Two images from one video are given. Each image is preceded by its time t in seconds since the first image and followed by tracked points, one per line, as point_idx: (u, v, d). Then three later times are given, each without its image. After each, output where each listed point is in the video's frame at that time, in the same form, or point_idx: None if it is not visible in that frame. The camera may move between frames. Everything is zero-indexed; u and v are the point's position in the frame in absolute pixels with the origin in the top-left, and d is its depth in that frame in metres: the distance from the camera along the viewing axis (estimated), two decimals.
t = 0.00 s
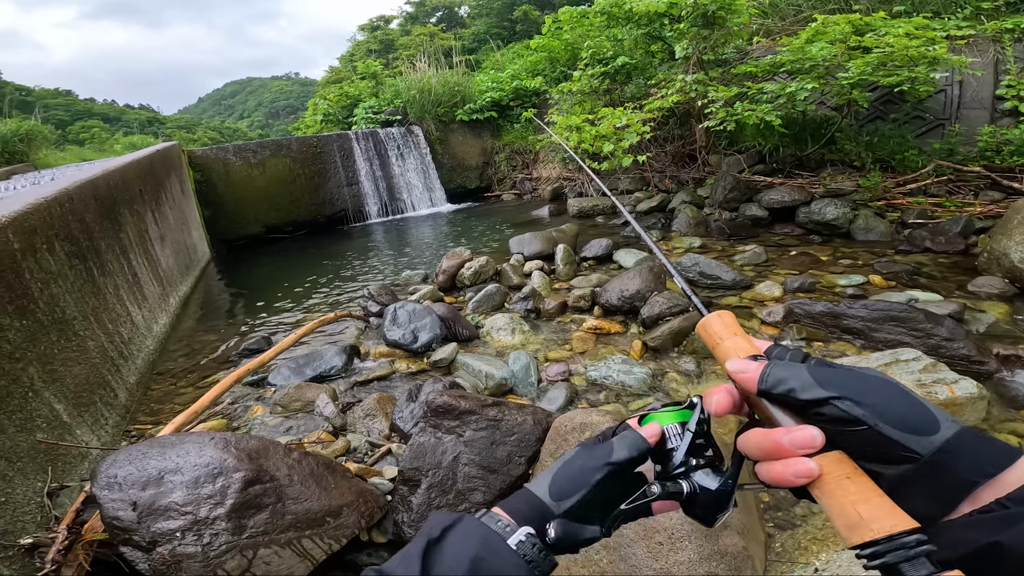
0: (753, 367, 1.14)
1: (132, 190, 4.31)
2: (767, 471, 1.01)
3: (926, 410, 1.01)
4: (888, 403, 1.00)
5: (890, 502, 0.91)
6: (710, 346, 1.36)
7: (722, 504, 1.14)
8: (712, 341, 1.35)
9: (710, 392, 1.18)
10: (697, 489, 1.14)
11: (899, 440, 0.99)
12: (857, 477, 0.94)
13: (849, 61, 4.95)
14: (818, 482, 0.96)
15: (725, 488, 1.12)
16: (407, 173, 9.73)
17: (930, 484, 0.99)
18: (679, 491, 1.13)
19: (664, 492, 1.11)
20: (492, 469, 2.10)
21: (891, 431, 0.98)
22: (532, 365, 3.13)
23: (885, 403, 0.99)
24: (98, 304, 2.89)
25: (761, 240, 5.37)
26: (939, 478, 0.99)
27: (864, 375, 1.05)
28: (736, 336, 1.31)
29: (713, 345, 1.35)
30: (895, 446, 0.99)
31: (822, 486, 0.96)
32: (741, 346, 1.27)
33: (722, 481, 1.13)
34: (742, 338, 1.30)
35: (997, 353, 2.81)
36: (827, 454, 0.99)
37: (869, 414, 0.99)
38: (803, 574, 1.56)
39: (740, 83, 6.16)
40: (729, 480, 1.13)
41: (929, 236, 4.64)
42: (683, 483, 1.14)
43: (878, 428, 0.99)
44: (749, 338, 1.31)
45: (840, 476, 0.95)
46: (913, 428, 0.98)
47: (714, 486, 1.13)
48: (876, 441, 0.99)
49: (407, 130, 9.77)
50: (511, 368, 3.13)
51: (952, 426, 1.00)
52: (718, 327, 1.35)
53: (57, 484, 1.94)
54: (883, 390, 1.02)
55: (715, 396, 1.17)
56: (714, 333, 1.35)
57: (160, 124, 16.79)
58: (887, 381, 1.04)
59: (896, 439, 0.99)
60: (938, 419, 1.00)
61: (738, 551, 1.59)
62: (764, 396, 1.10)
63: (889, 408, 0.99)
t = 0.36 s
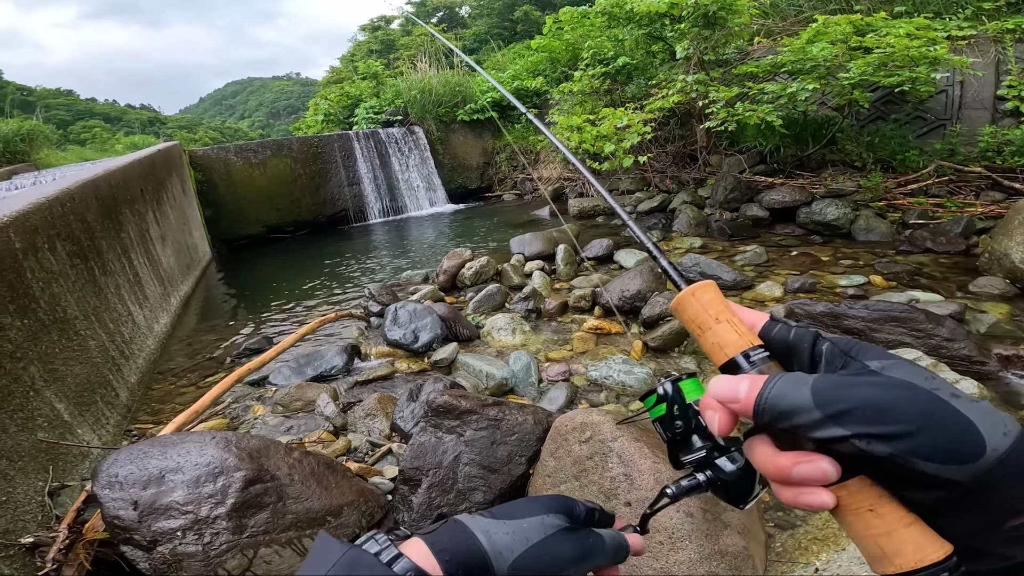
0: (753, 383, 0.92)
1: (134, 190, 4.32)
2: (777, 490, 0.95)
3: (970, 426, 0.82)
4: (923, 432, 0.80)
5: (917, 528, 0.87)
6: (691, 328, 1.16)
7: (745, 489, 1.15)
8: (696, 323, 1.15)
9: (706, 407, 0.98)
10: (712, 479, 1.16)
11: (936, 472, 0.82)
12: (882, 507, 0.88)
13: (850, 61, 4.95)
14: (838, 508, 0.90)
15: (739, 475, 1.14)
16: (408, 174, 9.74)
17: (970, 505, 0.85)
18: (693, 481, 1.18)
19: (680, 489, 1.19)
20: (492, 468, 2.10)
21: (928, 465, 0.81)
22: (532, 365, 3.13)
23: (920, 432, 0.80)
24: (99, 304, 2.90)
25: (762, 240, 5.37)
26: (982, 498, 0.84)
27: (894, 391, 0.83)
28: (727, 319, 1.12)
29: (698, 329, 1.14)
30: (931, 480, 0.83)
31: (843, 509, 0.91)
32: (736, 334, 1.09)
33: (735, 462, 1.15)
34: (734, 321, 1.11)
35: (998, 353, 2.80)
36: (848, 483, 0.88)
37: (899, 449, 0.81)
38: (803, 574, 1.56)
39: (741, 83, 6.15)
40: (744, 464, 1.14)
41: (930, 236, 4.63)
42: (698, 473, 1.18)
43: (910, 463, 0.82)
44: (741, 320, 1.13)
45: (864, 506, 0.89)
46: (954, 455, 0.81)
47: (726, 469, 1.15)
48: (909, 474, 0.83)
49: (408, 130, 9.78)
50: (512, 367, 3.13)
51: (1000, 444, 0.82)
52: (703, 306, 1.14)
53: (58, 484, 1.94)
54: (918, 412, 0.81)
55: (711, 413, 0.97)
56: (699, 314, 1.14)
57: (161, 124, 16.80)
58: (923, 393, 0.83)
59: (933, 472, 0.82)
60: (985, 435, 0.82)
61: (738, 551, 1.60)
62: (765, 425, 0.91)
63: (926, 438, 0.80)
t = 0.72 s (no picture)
0: (742, 433, 0.93)
1: (136, 190, 4.33)
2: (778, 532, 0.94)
3: (972, 464, 0.82)
4: (924, 474, 0.82)
5: (934, 564, 0.83)
6: (675, 374, 1.16)
7: (745, 529, 1.09)
8: (680, 368, 1.15)
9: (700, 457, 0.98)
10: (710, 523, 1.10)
11: (943, 512, 0.82)
12: (891, 547, 0.85)
13: (852, 62, 4.94)
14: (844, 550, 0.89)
15: (738, 517, 1.07)
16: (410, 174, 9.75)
17: (986, 541, 0.83)
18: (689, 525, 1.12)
19: (677, 536, 1.13)
20: (494, 469, 2.10)
21: (933, 506, 0.81)
22: (534, 365, 3.13)
23: (918, 476, 0.82)
24: (102, 304, 2.90)
25: (764, 241, 5.36)
26: (997, 534, 0.83)
27: (888, 437, 0.84)
28: (710, 363, 1.12)
29: (682, 375, 1.14)
30: (937, 520, 0.82)
31: (849, 550, 0.89)
32: (721, 380, 1.09)
33: (731, 505, 1.07)
34: (718, 365, 1.12)
35: (1000, 354, 2.80)
36: (852, 525, 0.87)
37: (901, 492, 0.82)
38: (805, 575, 1.56)
39: (743, 83, 6.13)
40: (740, 506, 1.07)
41: (932, 236, 4.62)
42: (692, 518, 1.11)
43: (913, 506, 0.82)
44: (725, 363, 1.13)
45: (872, 547, 0.87)
46: (958, 495, 0.81)
47: (722, 512, 1.07)
48: (916, 515, 0.82)
49: (409, 130, 9.79)
50: (513, 368, 3.13)
51: (1008, 480, 0.82)
52: (685, 351, 1.15)
53: (60, 483, 1.94)
54: (914, 457, 0.82)
55: (704, 465, 0.98)
56: (681, 359, 1.15)
57: (163, 124, 16.81)
58: (917, 437, 0.84)
59: (940, 513, 0.82)
60: (989, 471, 0.83)
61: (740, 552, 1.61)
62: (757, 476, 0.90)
63: (927, 482, 0.81)
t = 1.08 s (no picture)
0: (731, 470, 0.83)
1: (137, 190, 4.34)
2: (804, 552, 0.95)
3: None
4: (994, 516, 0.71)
5: None
6: (626, 373, 0.99)
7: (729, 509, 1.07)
8: (634, 367, 0.97)
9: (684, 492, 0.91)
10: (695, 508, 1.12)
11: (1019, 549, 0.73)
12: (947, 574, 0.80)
13: (854, 62, 4.93)
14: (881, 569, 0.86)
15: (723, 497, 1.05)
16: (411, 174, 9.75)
17: None
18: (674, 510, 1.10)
19: (662, 522, 1.13)
20: (494, 469, 2.10)
21: (1007, 548, 0.73)
22: (534, 365, 3.13)
23: (986, 522, 0.71)
24: (103, 304, 2.91)
25: (765, 241, 5.36)
26: None
27: (948, 477, 0.73)
28: (669, 359, 0.96)
29: (637, 375, 0.98)
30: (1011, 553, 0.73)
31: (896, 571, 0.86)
32: (689, 375, 0.96)
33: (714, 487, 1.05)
34: (681, 357, 0.96)
35: (1001, 355, 2.79)
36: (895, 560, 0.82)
37: (966, 542, 0.72)
38: None
39: (744, 83, 6.11)
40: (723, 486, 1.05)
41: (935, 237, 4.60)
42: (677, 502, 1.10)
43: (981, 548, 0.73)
44: (687, 352, 0.97)
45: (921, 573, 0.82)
46: None
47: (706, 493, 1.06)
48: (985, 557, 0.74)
49: (410, 130, 9.79)
50: (514, 368, 3.13)
51: None
52: (631, 344, 0.97)
53: (61, 483, 1.95)
54: (978, 496, 0.72)
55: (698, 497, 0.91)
56: (631, 355, 0.97)
57: (164, 123, 16.83)
58: (984, 473, 0.72)
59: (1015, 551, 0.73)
60: None
61: (739, 553, 1.60)
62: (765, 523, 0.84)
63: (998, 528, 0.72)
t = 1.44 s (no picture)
0: (726, 461, 0.89)
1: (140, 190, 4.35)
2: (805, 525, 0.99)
3: (1009, 485, 0.76)
4: (950, 505, 0.76)
5: None
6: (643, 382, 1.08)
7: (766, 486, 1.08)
8: (647, 376, 1.07)
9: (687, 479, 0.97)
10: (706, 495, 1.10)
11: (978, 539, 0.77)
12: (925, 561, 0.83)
13: (856, 62, 4.92)
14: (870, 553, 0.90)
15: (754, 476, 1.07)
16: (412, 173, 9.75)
17: None
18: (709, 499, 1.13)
19: (698, 511, 1.15)
20: (496, 469, 2.10)
21: (964, 536, 0.77)
22: (536, 366, 3.13)
23: (940, 509, 0.76)
24: (106, 303, 2.92)
25: (766, 242, 5.35)
26: None
27: (900, 466, 0.78)
28: (676, 370, 1.04)
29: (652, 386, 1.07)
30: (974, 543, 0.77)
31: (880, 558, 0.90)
32: (691, 387, 1.03)
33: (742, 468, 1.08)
34: (685, 370, 1.04)
35: (1003, 356, 2.79)
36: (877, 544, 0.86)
37: (923, 526, 0.77)
38: None
39: (746, 83, 6.10)
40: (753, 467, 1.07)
41: (936, 238, 4.59)
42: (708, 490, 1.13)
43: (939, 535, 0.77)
44: (691, 366, 1.05)
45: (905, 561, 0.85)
46: (997, 524, 0.75)
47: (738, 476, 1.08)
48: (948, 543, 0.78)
49: (412, 130, 9.80)
50: (516, 368, 3.13)
51: None
52: (643, 357, 1.07)
53: (64, 483, 1.95)
54: (934, 488, 0.76)
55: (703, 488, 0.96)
56: (642, 367, 1.07)
57: (165, 123, 16.84)
58: (936, 464, 0.77)
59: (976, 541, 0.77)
60: None
61: (742, 553, 1.59)
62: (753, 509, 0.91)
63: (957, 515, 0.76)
